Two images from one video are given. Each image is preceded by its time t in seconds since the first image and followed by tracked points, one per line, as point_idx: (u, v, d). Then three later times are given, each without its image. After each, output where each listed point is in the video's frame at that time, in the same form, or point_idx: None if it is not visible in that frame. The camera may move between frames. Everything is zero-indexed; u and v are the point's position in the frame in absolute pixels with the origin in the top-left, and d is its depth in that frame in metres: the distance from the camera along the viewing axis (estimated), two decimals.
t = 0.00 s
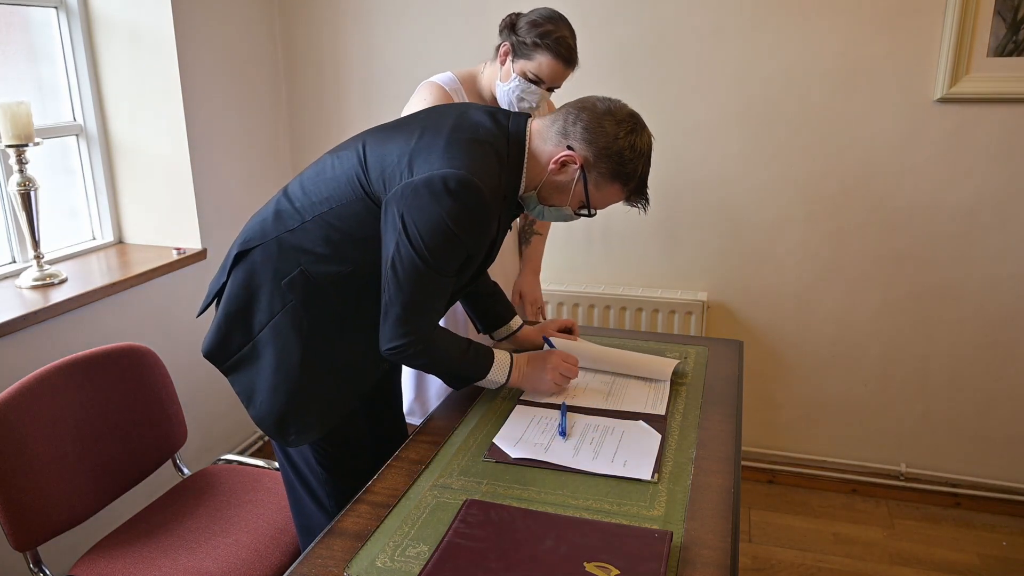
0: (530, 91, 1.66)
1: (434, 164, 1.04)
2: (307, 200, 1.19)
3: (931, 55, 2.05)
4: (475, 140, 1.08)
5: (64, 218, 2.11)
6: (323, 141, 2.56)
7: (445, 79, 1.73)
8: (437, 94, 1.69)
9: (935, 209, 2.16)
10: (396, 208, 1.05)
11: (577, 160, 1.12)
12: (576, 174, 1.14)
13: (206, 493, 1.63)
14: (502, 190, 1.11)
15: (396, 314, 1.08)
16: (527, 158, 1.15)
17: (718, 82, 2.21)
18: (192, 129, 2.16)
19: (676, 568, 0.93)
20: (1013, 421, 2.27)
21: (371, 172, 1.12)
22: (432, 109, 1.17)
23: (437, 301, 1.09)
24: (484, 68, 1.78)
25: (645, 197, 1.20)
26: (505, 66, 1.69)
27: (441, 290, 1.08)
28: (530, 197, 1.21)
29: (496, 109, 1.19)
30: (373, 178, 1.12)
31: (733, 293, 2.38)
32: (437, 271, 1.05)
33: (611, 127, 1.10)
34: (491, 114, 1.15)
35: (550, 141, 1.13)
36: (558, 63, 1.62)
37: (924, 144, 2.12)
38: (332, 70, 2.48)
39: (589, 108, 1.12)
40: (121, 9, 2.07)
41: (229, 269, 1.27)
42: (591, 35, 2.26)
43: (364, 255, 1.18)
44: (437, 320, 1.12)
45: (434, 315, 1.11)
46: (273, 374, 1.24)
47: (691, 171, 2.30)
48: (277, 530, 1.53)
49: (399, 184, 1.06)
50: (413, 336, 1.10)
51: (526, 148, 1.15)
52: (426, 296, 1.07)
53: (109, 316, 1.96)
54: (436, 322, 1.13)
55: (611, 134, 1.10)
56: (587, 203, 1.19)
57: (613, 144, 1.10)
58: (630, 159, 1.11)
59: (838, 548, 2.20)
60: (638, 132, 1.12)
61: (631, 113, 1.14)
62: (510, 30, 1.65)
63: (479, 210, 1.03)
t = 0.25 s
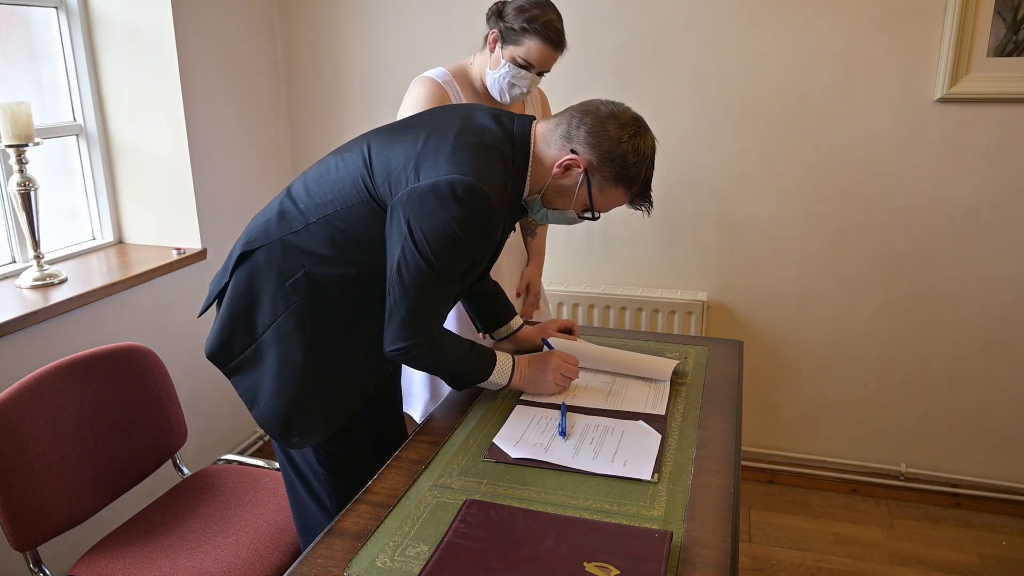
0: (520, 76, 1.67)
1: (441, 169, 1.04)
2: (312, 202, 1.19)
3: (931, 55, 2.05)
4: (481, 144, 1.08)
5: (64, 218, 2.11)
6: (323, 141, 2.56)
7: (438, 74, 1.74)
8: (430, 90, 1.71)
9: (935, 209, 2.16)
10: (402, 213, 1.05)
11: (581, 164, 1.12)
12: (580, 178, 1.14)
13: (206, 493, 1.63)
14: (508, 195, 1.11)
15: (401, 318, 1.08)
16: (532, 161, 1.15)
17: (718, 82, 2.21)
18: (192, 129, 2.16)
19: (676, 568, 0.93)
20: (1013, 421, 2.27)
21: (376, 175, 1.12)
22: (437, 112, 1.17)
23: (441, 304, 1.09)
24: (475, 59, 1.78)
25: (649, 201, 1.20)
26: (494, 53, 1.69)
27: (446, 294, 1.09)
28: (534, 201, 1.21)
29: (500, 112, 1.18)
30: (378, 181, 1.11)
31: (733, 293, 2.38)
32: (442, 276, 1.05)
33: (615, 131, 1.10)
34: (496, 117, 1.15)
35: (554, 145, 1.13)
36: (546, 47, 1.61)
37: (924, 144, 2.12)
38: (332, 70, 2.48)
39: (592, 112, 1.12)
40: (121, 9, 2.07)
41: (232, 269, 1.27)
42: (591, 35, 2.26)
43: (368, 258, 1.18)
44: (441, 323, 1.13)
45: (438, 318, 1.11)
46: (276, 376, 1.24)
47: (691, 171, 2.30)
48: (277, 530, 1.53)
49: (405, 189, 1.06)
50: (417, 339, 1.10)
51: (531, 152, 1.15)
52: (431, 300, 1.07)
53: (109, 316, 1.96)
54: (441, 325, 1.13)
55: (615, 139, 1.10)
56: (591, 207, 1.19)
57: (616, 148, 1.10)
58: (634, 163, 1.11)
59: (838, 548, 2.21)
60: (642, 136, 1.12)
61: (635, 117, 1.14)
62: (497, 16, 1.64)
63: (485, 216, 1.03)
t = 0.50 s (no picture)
0: (509, 65, 1.67)
1: (445, 172, 1.04)
2: (315, 203, 1.19)
3: (931, 55, 2.05)
4: (485, 147, 1.08)
5: (64, 218, 2.11)
6: (324, 141, 2.56)
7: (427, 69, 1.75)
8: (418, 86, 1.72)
9: (935, 209, 2.16)
10: (406, 214, 1.04)
11: (584, 166, 1.12)
12: (582, 180, 1.14)
13: (206, 493, 1.63)
14: (511, 197, 1.11)
15: (404, 319, 1.08)
16: (535, 164, 1.15)
17: (717, 82, 2.21)
18: (192, 129, 2.16)
19: (676, 568, 0.93)
20: (1013, 421, 2.27)
21: (380, 177, 1.12)
22: (441, 113, 1.17)
23: (444, 306, 1.09)
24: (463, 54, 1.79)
25: (651, 203, 1.20)
26: (481, 45, 1.70)
27: (449, 296, 1.09)
28: (537, 203, 1.21)
29: (504, 114, 1.18)
30: (382, 182, 1.11)
31: (732, 293, 2.38)
32: (446, 277, 1.05)
33: (617, 133, 1.10)
34: (500, 119, 1.14)
35: (556, 147, 1.13)
36: (533, 32, 1.62)
37: (924, 144, 2.12)
38: (331, 70, 2.48)
39: (594, 114, 1.12)
40: (121, 9, 2.07)
41: (234, 269, 1.26)
42: (591, 35, 2.26)
43: (371, 258, 1.18)
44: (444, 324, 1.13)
45: (441, 319, 1.11)
46: (279, 376, 1.24)
47: (691, 171, 2.30)
48: (277, 530, 1.53)
49: (410, 191, 1.06)
50: (420, 339, 1.10)
51: (534, 155, 1.15)
52: (434, 302, 1.07)
53: (109, 316, 1.96)
54: (443, 326, 1.13)
55: (617, 141, 1.10)
56: (593, 209, 1.19)
57: (619, 150, 1.10)
58: (636, 164, 1.11)
59: (839, 548, 2.20)
60: (644, 138, 1.13)
61: (637, 119, 1.14)
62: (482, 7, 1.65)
63: (489, 219, 1.03)
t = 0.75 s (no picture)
0: (497, 56, 1.67)
1: (449, 175, 1.03)
2: (318, 202, 1.19)
3: (931, 55, 2.05)
4: (489, 150, 1.08)
5: (65, 218, 2.11)
6: (324, 141, 2.56)
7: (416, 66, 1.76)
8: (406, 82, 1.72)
9: (935, 209, 2.16)
10: (409, 216, 1.04)
11: (586, 168, 1.12)
12: (584, 182, 1.14)
13: (206, 493, 1.63)
14: (514, 200, 1.11)
15: (405, 319, 1.08)
16: (537, 166, 1.15)
17: (717, 82, 2.21)
18: (192, 129, 2.16)
19: (676, 568, 0.93)
20: (1013, 422, 2.27)
21: (384, 178, 1.12)
22: (445, 114, 1.16)
23: (446, 307, 1.09)
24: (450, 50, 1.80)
25: (654, 206, 1.20)
26: (468, 38, 1.70)
27: (451, 297, 1.09)
28: (539, 205, 1.21)
29: (508, 115, 1.18)
30: (386, 184, 1.11)
31: (732, 293, 2.38)
32: (448, 279, 1.05)
33: (619, 135, 1.11)
34: (503, 121, 1.14)
35: (559, 150, 1.13)
36: (519, 22, 1.62)
37: (924, 144, 2.12)
38: (331, 70, 2.48)
39: (597, 117, 1.13)
40: (121, 10, 2.07)
41: (236, 268, 1.26)
42: (591, 35, 2.26)
43: (373, 259, 1.18)
44: (445, 324, 1.13)
45: (442, 320, 1.11)
46: (281, 376, 1.24)
47: (691, 171, 2.30)
48: (277, 530, 1.53)
49: (413, 193, 1.06)
50: (420, 340, 1.10)
51: (537, 157, 1.15)
52: (435, 303, 1.07)
53: (109, 316, 1.96)
54: (444, 326, 1.13)
55: (620, 143, 1.10)
56: (596, 212, 1.19)
57: (621, 152, 1.10)
58: (638, 167, 1.11)
59: (839, 548, 2.20)
60: (646, 141, 1.12)
61: (640, 122, 1.14)
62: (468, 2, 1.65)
63: (492, 222, 1.03)
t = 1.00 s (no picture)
0: (481, 50, 1.67)
1: (453, 177, 1.03)
2: (320, 202, 1.19)
3: (931, 55, 2.05)
4: (492, 151, 1.08)
5: (64, 218, 2.11)
6: (323, 141, 2.56)
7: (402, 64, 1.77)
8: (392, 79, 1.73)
9: (935, 209, 2.16)
10: (412, 218, 1.04)
11: (590, 173, 1.12)
12: (588, 187, 1.14)
13: (206, 493, 1.63)
14: (517, 201, 1.11)
15: (407, 320, 1.08)
16: (541, 170, 1.15)
17: (717, 82, 2.21)
18: (192, 129, 2.16)
19: (676, 568, 0.93)
20: (1013, 422, 2.27)
21: (386, 178, 1.11)
22: (447, 115, 1.16)
23: (448, 308, 1.10)
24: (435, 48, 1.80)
25: (657, 208, 1.20)
26: (452, 34, 1.70)
27: (453, 299, 1.09)
28: (543, 207, 1.21)
29: (511, 116, 1.18)
30: (389, 185, 1.11)
31: (732, 293, 2.38)
32: (451, 281, 1.06)
33: (623, 139, 1.11)
34: (506, 122, 1.14)
35: (563, 154, 1.13)
36: (502, 14, 1.63)
37: (924, 144, 2.12)
38: (331, 71, 2.48)
39: (600, 121, 1.13)
40: (121, 10, 2.07)
41: (238, 267, 1.26)
42: (590, 35, 2.26)
43: (375, 259, 1.18)
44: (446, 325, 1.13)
45: (444, 321, 1.11)
46: (282, 376, 1.24)
47: (691, 170, 2.30)
48: (277, 530, 1.53)
49: (416, 195, 1.06)
50: (422, 340, 1.10)
51: (540, 160, 1.15)
52: (437, 304, 1.08)
53: (109, 316, 1.96)
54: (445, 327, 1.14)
55: (624, 147, 1.10)
56: (599, 215, 1.19)
57: (625, 157, 1.10)
58: (642, 171, 1.11)
59: (839, 548, 2.20)
60: (650, 144, 1.12)
61: (643, 125, 1.14)
62: None
63: (495, 224, 1.03)
